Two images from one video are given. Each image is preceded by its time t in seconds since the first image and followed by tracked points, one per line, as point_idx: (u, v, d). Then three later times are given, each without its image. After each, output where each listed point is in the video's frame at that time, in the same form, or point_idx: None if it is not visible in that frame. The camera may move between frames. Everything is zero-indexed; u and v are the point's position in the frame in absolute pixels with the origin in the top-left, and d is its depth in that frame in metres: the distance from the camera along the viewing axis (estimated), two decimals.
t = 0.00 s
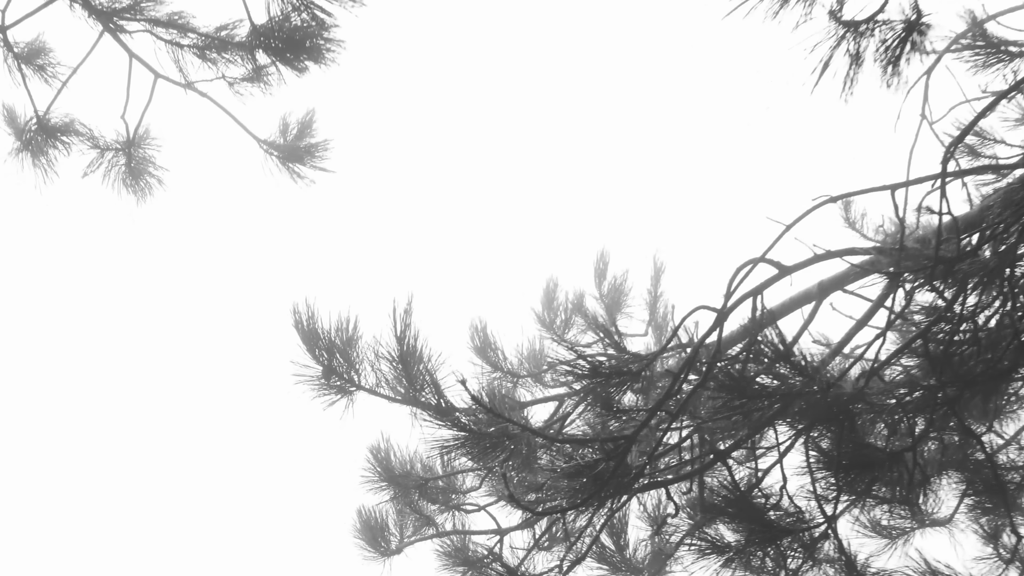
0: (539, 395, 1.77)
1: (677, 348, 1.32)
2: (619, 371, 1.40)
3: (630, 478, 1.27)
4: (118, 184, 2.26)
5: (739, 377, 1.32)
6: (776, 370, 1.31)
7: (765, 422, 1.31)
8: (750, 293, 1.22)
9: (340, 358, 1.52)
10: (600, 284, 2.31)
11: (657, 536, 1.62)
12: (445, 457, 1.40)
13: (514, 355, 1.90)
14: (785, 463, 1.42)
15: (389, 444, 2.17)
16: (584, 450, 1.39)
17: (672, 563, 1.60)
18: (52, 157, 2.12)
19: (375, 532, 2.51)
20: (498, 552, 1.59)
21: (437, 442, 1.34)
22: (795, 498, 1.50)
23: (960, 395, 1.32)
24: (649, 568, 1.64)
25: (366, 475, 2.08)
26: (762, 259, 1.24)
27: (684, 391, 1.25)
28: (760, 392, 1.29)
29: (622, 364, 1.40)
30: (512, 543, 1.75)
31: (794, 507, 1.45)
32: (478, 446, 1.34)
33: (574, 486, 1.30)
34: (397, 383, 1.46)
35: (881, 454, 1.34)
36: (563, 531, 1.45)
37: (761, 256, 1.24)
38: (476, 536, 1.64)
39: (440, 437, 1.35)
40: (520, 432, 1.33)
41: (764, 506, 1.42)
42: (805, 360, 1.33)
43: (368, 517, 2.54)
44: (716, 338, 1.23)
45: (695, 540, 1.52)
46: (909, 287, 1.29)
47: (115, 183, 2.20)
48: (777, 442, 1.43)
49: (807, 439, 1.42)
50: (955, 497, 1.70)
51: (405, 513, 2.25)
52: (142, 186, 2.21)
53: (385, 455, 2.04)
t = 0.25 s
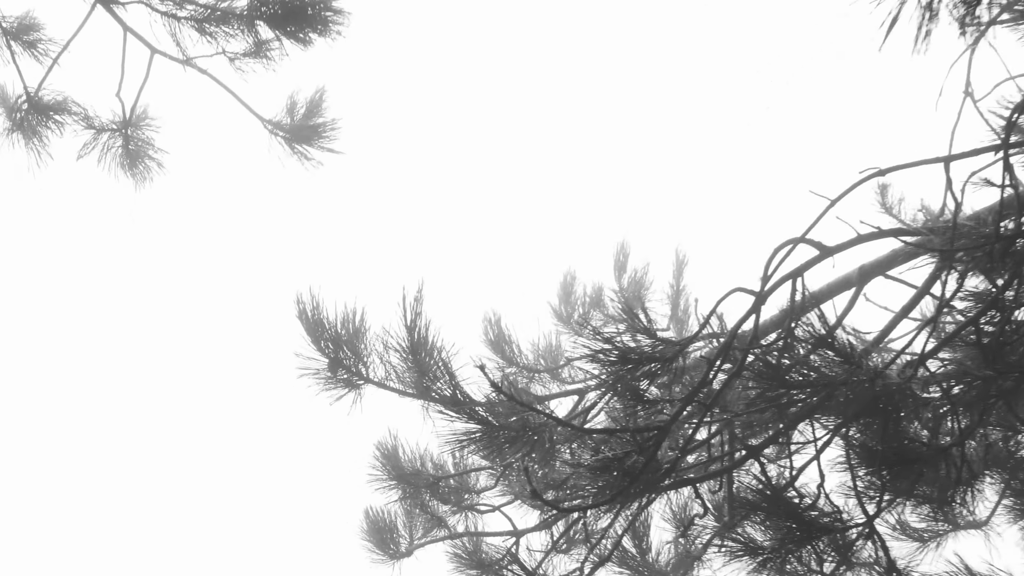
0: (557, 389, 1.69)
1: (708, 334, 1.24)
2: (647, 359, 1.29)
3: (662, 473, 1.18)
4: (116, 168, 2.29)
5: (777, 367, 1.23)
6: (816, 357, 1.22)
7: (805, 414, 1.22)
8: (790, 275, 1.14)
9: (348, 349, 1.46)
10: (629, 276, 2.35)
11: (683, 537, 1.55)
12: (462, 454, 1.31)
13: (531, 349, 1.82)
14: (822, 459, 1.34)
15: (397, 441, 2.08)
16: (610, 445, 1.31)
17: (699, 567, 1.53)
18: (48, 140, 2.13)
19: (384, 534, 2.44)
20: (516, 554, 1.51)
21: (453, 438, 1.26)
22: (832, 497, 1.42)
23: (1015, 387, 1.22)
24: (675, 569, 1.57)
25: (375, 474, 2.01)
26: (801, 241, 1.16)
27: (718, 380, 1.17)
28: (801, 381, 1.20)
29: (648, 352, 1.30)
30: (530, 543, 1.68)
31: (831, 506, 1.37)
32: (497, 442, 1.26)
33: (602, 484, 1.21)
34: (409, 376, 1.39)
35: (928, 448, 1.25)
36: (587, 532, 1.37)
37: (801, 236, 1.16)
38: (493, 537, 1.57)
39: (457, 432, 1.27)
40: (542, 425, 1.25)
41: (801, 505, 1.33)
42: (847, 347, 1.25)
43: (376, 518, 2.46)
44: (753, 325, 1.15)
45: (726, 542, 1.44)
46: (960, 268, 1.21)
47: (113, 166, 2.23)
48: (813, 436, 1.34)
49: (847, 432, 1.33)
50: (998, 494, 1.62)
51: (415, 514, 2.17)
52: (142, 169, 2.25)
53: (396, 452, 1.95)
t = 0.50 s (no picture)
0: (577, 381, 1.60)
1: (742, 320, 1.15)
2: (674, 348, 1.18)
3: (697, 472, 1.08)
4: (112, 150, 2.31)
5: (820, 355, 1.13)
6: (862, 346, 1.12)
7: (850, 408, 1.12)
8: (836, 258, 1.04)
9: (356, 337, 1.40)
10: (657, 264, 2.30)
11: (709, 536, 1.47)
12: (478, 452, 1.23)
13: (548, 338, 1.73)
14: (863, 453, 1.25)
15: (409, 437, 2.01)
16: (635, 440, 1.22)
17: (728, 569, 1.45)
18: (41, 119, 2.09)
19: (394, 534, 2.37)
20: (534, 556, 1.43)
21: (468, 435, 1.18)
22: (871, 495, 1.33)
23: None
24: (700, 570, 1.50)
25: (384, 471, 1.94)
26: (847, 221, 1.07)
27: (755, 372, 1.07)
28: (846, 372, 1.10)
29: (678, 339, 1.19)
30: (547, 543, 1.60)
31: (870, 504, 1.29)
32: (516, 438, 1.17)
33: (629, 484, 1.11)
34: (422, 369, 1.31)
35: (979, 444, 1.16)
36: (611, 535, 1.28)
37: (847, 217, 1.07)
38: (511, 537, 1.49)
39: (472, 429, 1.19)
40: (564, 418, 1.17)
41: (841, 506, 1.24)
42: (897, 334, 1.15)
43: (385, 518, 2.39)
44: (796, 312, 1.05)
45: (758, 545, 1.35)
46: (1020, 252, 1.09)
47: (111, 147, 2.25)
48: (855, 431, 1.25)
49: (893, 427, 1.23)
50: None
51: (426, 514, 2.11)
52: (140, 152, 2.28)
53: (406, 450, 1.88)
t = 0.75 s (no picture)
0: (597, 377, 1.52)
1: (779, 308, 1.06)
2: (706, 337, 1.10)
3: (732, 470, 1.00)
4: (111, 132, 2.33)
5: (864, 345, 1.04)
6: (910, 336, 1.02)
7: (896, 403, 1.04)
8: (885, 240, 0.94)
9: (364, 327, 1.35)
10: (681, 255, 2.29)
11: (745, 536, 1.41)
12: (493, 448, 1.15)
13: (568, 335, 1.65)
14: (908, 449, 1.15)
15: (423, 436, 1.95)
16: (661, 435, 1.13)
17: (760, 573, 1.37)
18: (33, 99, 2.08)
19: (407, 538, 2.30)
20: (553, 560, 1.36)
21: (483, 430, 1.11)
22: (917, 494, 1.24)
23: None
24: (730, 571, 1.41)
25: (395, 472, 1.88)
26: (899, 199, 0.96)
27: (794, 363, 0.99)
28: (894, 363, 1.01)
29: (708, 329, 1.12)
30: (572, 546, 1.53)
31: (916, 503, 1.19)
32: (535, 434, 1.10)
33: (657, 483, 1.04)
34: (432, 360, 1.24)
35: None
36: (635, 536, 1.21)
37: (896, 195, 0.96)
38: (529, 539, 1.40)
39: (487, 425, 1.12)
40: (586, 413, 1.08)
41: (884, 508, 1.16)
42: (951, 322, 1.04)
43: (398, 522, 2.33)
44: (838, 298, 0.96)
45: (793, 547, 1.27)
46: None
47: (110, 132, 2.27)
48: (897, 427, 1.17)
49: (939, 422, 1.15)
50: None
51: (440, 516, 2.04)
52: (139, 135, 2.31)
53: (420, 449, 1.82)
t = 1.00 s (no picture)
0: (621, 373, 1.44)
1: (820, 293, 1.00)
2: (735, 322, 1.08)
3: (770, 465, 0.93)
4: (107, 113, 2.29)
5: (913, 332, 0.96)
6: (964, 321, 0.97)
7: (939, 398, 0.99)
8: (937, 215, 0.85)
9: (372, 317, 1.50)
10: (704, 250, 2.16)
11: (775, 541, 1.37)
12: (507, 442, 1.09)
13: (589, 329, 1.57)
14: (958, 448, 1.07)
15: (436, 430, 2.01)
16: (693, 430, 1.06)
17: None
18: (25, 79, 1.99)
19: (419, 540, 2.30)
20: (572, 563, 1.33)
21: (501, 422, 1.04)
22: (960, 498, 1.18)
23: None
24: None
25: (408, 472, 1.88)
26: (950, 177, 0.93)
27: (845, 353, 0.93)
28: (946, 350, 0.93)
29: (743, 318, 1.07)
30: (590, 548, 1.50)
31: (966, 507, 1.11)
32: (558, 428, 1.03)
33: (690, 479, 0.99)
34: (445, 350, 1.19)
35: None
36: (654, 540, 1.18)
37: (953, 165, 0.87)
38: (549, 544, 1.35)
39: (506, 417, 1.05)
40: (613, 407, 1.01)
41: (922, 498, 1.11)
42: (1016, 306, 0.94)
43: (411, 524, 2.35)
44: (888, 279, 0.91)
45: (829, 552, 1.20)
46: None
47: (106, 113, 2.18)
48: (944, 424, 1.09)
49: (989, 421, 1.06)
50: None
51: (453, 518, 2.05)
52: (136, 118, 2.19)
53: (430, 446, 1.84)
